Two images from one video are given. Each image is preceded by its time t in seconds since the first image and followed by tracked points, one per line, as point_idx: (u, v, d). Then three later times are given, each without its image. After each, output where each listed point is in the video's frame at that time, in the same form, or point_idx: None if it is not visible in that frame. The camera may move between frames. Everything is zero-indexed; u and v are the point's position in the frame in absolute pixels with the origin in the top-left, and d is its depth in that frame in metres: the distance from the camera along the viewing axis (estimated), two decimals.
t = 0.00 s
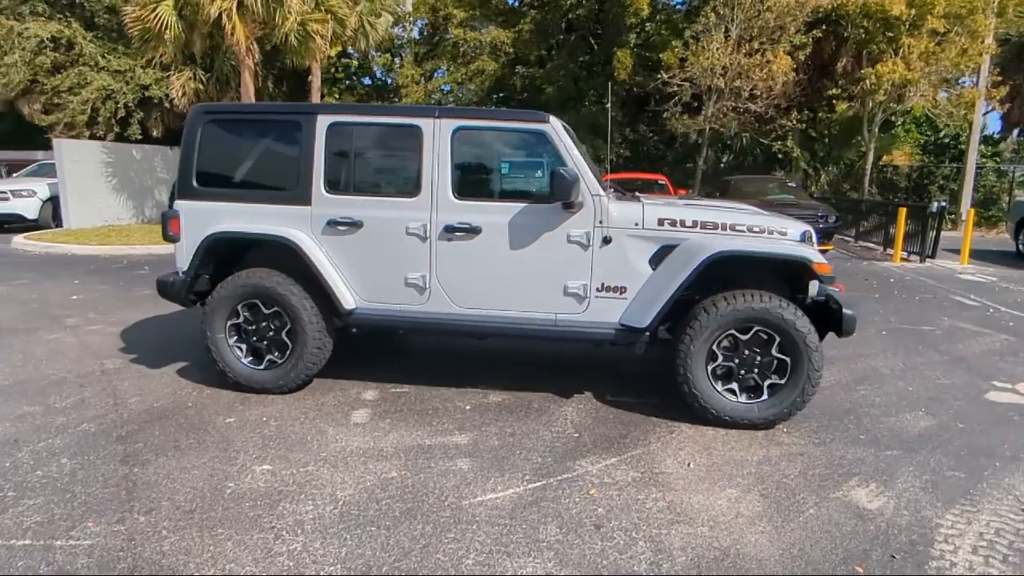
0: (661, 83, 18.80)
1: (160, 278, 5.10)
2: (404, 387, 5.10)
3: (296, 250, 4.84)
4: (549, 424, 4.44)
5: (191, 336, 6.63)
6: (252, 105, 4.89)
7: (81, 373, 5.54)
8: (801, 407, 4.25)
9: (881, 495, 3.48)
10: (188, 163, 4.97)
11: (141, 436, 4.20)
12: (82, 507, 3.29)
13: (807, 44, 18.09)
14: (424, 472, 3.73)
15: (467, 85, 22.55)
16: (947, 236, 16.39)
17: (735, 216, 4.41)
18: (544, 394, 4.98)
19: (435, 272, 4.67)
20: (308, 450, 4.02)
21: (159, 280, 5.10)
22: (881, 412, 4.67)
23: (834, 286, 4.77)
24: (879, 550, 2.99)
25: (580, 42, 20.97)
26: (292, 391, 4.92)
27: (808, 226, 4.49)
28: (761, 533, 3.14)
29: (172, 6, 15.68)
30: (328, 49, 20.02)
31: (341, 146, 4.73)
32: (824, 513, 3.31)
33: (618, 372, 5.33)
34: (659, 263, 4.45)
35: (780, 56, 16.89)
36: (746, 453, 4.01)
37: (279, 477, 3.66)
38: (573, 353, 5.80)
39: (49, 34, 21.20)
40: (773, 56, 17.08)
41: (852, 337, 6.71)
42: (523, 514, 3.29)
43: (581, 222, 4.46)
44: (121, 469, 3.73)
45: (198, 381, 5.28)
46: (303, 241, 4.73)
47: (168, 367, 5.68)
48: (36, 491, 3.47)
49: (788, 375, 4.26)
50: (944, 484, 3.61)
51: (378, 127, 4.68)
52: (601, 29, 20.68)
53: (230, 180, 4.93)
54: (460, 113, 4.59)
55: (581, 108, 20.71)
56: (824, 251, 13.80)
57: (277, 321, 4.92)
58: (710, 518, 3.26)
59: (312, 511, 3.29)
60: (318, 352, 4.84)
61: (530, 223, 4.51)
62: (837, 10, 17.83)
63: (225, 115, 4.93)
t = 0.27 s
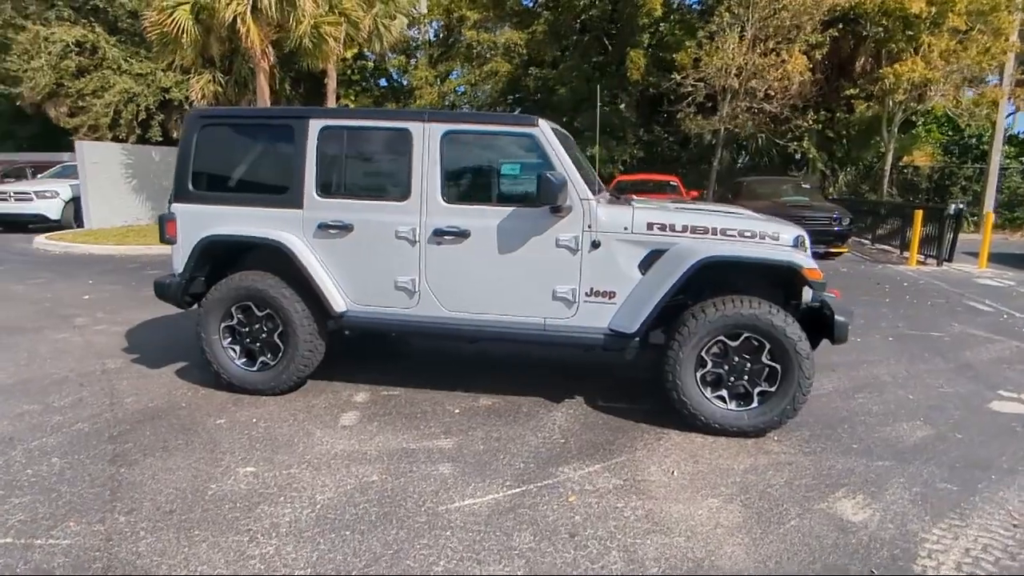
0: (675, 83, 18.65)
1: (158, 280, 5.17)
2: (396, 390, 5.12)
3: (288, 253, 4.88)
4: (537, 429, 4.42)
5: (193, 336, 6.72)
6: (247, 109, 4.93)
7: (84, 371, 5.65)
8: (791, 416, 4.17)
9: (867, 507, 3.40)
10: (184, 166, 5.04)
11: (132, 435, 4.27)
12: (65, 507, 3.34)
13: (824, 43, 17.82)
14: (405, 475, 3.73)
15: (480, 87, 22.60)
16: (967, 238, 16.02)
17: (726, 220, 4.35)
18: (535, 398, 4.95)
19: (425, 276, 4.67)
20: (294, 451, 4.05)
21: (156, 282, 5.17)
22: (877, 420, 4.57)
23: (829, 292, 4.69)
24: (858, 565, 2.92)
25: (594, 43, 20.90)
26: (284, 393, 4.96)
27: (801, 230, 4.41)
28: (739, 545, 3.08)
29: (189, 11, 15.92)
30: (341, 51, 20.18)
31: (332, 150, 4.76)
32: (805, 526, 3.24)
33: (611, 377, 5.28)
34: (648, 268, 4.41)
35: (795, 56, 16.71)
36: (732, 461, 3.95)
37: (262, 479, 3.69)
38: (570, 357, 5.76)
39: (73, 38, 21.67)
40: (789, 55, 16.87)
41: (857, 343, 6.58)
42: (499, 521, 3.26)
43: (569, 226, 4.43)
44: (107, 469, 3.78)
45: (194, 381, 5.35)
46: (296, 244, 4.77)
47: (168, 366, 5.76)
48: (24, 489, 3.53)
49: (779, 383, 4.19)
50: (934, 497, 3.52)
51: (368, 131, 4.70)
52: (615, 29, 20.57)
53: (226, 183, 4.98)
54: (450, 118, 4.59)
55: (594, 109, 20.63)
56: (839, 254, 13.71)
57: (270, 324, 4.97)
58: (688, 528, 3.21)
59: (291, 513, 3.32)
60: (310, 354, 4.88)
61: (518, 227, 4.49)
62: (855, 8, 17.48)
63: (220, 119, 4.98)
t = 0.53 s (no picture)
0: (689, 84, 18.50)
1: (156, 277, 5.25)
2: (388, 389, 5.13)
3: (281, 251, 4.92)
4: (524, 430, 4.40)
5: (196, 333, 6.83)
6: (243, 110, 4.99)
7: (87, 367, 5.76)
8: (781, 421, 4.10)
9: (851, 515, 3.32)
10: (182, 166, 5.11)
11: (124, 430, 4.33)
12: (50, 499, 3.41)
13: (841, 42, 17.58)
14: (386, 474, 3.74)
15: (495, 88, 22.64)
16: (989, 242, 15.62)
17: (716, 221, 4.29)
18: (526, 399, 4.92)
19: (415, 275, 4.68)
20: (279, 448, 4.08)
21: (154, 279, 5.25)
22: (872, 426, 4.48)
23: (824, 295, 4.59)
24: (835, 573, 2.86)
25: (608, 43, 20.82)
26: (277, 391, 5.00)
27: (794, 231, 4.33)
28: (714, 550, 3.03)
29: (207, 14, 16.16)
30: (357, 53, 20.34)
31: (324, 149, 4.79)
32: (785, 532, 3.18)
33: (604, 379, 5.23)
34: (637, 270, 4.36)
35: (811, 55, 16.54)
36: (718, 465, 3.89)
37: (244, 475, 3.72)
38: (565, 359, 5.72)
39: (98, 41, 22.18)
40: (805, 55, 16.69)
41: (861, 348, 6.44)
42: (473, 522, 3.25)
43: (558, 227, 4.41)
44: (95, 463, 3.85)
45: (191, 377, 5.42)
46: (288, 242, 4.80)
47: (168, 363, 5.86)
48: (12, 481, 3.61)
49: (769, 387, 4.11)
50: (922, 506, 3.42)
51: (360, 131, 4.72)
52: (629, 30, 20.47)
53: (222, 183, 5.04)
54: (441, 118, 4.59)
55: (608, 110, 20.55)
56: (854, 257, 13.51)
57: (263, 321, 5.01)
58: (664, 532, 3.17)
59: (268, 509, 3.34)
60: (302, 352, 4.91)
61: (508, 228, 4.48)
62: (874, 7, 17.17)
63: (216, 120, 5.04)
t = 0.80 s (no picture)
0: (703, 83, 18.32)
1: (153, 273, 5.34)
2: (379, 385, 5.15)
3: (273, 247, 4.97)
4: (509, 427, 4.38)
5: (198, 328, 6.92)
6: (237, 108, 5.05)
7: (88, 360, 5.87)
8: (768, 421, 4.03)
9: (832, 518, 3.25)
10: (179, 165, 5.19)
11: (116, 422, 4.40)
12: (35, 488, 3.47)
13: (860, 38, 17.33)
14: (365, 468, 3.76)
15: (508, 88, 22.66)
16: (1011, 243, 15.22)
17: (705, 218, 4.24)
18: (515, 397, 4.91)
19: (403, 272, 4.69)
20: (265, 442, 4.12)
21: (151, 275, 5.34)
22: (865, 428, 4.38)
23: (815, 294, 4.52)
24: None
25: (622, 43, 20.71)
26: (269, 385, 5.04)
27: (784, 229, 4.27)
28: (686, 551, 2.99)
29: (223, 16, 16.34)
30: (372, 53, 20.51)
31: (315, 146, 4.82)
32: (761, 534, 3.12)
33: (595, 378, 5.20)
34: (624, 267, 4.32)
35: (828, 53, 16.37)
36: (700, 466, 3.84)
37: (227, 467, 3.76)
38: (558, 357, 5.69)
39: (121, 44, 22.66)
40: (821, 53, 16.48)
41: (864, 349, 6.31)
42: (446, 517, 3.24)
43: (545, 224, 4.39)
44: (84, 453, 3.92)
45: (188, 372, 5.49)
46: (279, 238, 4.85)
47: (167, 358, 5.94)
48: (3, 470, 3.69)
49: (756, 387, 4.05)
50: (908, 510, 3.34)
51: (350, 128, 4.75)
52: (643, 29, 20.33)
53: (217, 181, 5.10)
54: (430, 115, 4.60)
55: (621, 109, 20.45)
56: (868, 257, 13.29)
57: (256, 317, 5.07)
58: (637, 532, 3.13)
59: (246, 501, 3.37)
60: (293, 348, 4.95)
61: (496, 224, 4.47)
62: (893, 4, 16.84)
63: (211, 118, 5.11)
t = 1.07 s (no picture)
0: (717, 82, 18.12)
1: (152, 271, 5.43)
2: (370, 384, 5.19)
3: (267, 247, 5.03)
4: (494, 427, 4.38)
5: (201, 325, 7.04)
6: (232, 109, 5.11)
7: (92, 356, 6.00)
8: (753, 426, 3.98)
9: (809, 525, 3.20)
10: (176, 165, 5.27)
11: (109, 417, 4.49)
12: (24, 482, 3.56)
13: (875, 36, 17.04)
14: (346, 467, 3.79)
15: (522, 88, 22.64)
16: None
17: (692, 219, 4.19)
18: (504, 397, 4.91)
19: (393, 272, 4.72)
20: (251, 439, 4.17)
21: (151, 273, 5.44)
22: (856, 434, 4.30)
23: (806, 296, 4.45)
24: None
25: (637, 42, 20.58)
26: (263, 383, 5.11)
27: (774, 230, 4.20)
28: (655, 556, 2.96)
29: (240, 18, 16.42)
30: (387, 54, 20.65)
31: (308, 146, 4.87)
32: (735, 540, 3.08)
33: (586, 380, 5.18)
34: (611, 268, 4.30)
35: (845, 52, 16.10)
36: (681, 469, 3.81)
37: (211, 463, 3.81)
38: (552, 359, 5.68)
39: (143, 46, 23.10)
40: (839, 51, 16.22)
41: (867, 352, 6.19)
42: (418, 517, 3.25)
43: (531, 225, 4.38)
44: (74, 448, 4.00)
45: (186, 369, 5.59)
46: (272, 238, 4.91)
47: (168, 354, 6.05)
48: None
49: (741, 390, 4.01)
50: (889, 518, 3.27)
51: (341, 128, 4.79)
52: (658, 27, 20.16)
53: (214, 181, 5.17)
54: (420, 115, 4.62)
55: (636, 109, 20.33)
56: (883, 258, 13.02)
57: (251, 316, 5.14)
58: (609, 535, 3.11)
59: (225, 497, 3.42)
60: (286, 346, 5.02)
61: (483, 225, 4.48)
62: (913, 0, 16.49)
63: (207, 119, 5.18)
